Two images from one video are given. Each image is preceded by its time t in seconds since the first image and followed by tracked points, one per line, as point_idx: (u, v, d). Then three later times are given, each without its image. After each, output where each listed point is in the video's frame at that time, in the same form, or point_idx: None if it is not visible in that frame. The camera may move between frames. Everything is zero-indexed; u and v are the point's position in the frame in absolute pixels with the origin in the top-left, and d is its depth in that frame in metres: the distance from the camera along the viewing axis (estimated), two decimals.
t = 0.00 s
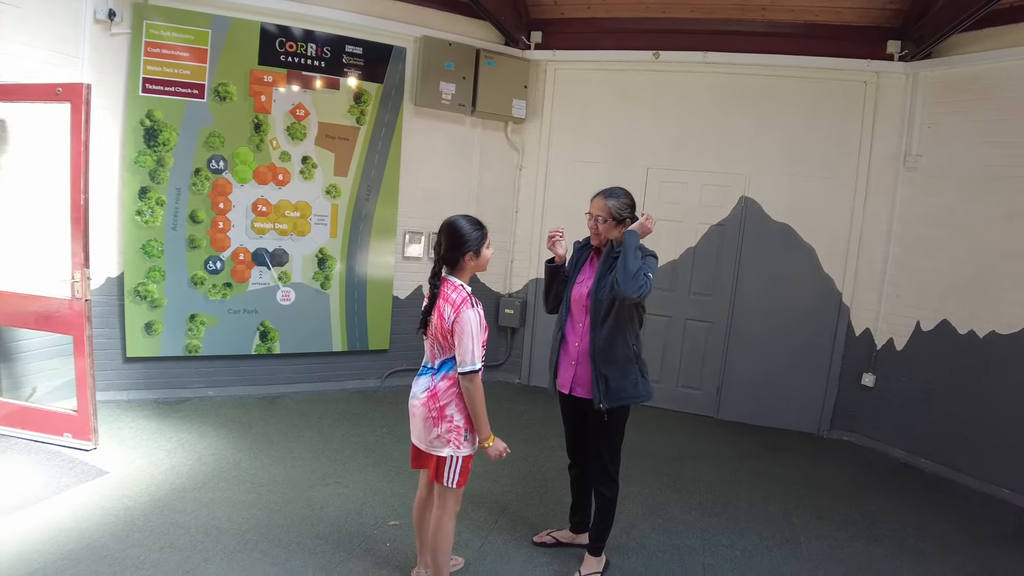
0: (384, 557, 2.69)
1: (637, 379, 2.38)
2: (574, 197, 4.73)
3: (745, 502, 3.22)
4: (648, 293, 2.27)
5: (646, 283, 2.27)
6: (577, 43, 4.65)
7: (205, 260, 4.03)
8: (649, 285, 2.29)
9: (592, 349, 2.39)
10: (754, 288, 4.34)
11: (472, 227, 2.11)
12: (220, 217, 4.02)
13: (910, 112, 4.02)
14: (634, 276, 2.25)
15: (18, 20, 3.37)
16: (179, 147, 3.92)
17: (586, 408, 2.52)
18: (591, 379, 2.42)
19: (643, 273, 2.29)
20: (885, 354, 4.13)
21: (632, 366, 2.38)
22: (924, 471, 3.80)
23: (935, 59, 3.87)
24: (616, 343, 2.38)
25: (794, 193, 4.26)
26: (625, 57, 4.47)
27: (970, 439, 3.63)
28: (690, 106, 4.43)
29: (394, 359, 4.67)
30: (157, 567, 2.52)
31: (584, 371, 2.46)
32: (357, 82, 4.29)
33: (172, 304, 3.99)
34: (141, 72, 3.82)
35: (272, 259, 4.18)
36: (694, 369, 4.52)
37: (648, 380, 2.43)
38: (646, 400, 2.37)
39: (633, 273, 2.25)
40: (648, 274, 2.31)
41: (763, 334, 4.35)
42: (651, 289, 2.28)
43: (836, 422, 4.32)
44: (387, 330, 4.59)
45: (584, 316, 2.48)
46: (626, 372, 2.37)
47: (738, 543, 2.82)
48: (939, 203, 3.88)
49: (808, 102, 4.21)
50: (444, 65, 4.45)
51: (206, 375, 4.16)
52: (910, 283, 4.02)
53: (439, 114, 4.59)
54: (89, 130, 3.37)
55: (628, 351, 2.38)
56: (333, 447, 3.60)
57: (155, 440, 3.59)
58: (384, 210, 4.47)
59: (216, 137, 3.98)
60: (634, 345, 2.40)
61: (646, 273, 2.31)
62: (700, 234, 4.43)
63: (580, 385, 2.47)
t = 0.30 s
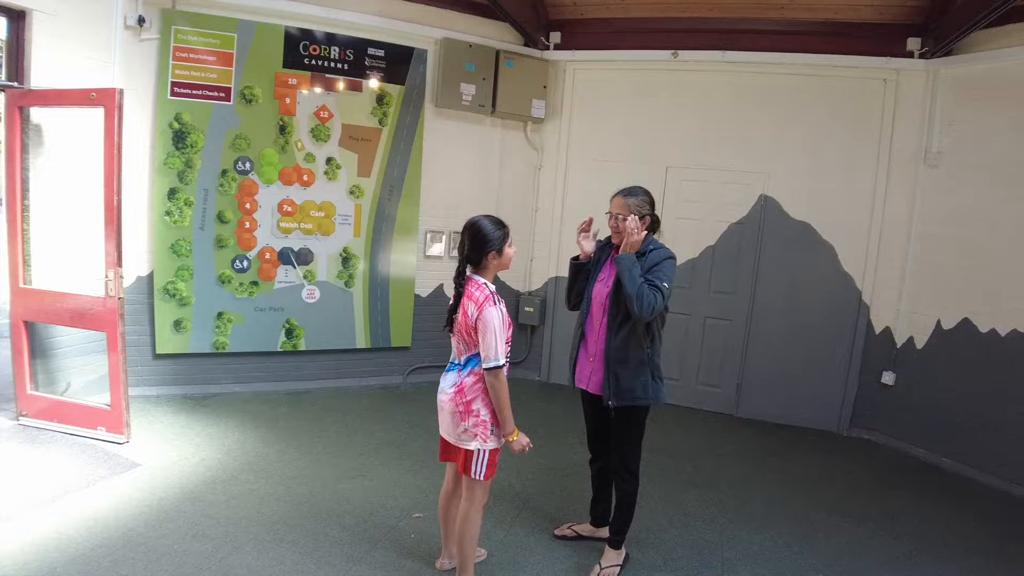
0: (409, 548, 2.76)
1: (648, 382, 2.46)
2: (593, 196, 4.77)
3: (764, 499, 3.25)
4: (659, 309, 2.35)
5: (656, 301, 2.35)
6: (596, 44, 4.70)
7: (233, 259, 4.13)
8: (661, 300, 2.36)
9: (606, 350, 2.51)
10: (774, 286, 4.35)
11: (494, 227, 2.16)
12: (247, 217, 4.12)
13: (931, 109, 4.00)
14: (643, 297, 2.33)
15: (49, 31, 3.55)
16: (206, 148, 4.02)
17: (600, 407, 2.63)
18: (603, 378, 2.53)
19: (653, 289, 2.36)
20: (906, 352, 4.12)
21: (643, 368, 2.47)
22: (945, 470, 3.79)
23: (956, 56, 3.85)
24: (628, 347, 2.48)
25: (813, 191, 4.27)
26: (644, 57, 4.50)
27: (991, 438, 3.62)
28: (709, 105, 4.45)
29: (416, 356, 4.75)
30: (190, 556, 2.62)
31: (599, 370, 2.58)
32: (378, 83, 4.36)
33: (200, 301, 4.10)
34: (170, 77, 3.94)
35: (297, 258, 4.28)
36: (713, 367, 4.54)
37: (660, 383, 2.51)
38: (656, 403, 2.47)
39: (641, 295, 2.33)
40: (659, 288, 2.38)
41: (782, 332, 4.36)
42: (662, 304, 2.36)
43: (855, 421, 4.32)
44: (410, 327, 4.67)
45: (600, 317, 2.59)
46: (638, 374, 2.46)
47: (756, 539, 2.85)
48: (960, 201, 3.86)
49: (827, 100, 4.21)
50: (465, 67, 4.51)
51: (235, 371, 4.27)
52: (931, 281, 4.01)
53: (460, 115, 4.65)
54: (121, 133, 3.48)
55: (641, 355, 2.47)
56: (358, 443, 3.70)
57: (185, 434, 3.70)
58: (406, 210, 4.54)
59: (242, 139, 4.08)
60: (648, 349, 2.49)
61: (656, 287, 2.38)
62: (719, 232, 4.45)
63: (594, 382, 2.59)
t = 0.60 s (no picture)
0: (451, 543, 2.82)
1: (689, 381, 2.46)
2: (632, 195, 4.77)
3: (807, 502, 3.21)
4: (698, 309, 2.34)
5: (695, 300, 2.33)
6: (634, 42, 4.70)
7: (279, 260, 4.26)
8: (700, 299, 2.35)
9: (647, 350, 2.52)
10: (818, 285, 4.28)
11: (539, 228, 2.20)
12: (292, 219, 4.24)
13: (982, 103, 3.89)
14: (680, 297, 2.32)
15: (104, 41, 3.72)
16: (253, 152, 4.15)
17: (640, 406, 2.65)
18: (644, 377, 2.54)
19: (692, 289, 2.35)
20: (956, 353, 4.01)
21: (685, 368, 2.46)
22: (996, 475, 3.68)
23: (1008, 47, 3.73)
24: (669, 347, 2.48)
25: (858, 189, 4.19)
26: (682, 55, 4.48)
27: None
28: (749, 102, 4.41)
29: (456, 355, 4.82)
30: (240, 546, 2.72)
31: (640, 369, 2.59)
32: (419, 86, 4.44)
33: (248, 301, 4.23)
34: (218, 83, 4.08)
35: (341, 258, 4.39)
36: (755, 367, 4.50)
37: (702, 383, 2.49)
38: (698, 402, 2.46)
39: (678, 294, 2.33)
40: (698, 288, 2.37)
41: (826, 332, 4.29)
42: (702, 304, 2.35)
43: (903, 423, 4.22)
44: (450, 326, 4.74)
45: (641, 316, 2.59)
46: (679, 373, 2.46)
47: (799, 543, 2.82)
48: (1012, 197, 3.74)
49: (871, 95, 4.13)
50: (504, 69, 4.56)
51: (281, 368, 4.40)
52: (982, 281, 3.89)
53: (499, 116, 4.70)
54: (172, 139, 3.61)
55: (682, 354, 2.47)
56: (400, 440, 3.78)
57: (234, 428, 3.84)
58: (446, 211, 4.62)
59: (287, 143, 4.20)
60: (690, 349, 2.49)
61: (695, 287, 2.37)
62: (761, 231, 4.40)
63: (635, 381, 2.60)
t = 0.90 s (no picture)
0: (491, 540, 2.84)
1: (734, 382, 2.43)
2: (672, 193, 4.74)
3: (855, 507, 3.14)
4: (743, 309, 2.31)
5: (739, 300, 2.30)
6: (673, 39, 4.67)
7: (324, 260, 4.35)
8: (745, 299, 2.32)
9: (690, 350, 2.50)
10: (864, 284, 4.18)
11: (583, 228, 2.20)
12: (336, 220, 4.33)
13: None
14: (725, 297, 2.30)
15: (153, 51, 3.89)
16: (297, 156, 4.26)
17: (683, 407, 2.63)
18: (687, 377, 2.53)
19: (737, 289, 2.32)
20: (1011, 355, 3.86)
21: (729, 369, 2.44)
22: None
23: None
24: (713, 347, 2.45)
25: (907, 185, 4.07)
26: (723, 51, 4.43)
27: None
28: (792, 98, 4.33)
29: (496, 354, 4.87)
30: (284, 539, 2.80)
31: (682, 369, 2.58)
32: (457, 87, 4.50)
33: (293, 300, 4.34)
34: (263, 88, 4.21)
35: (383, 258, 4.46)
36: (800, 368, 4.42)
37: (747, 385, 2.47)
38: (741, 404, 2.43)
39: (722, 294, 2.30)
40: (743, 288, 2.34)
41: (874, 332, 4.19)
42: (747, 304, 2.31)
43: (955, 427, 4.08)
44: (490, 325, 4.79)
45: (684, 315, 2.58)
46: (723, 374, 2.43)
47: (846, 548, 2.76)
48: None
49: (920, 88, 4.00)
50: (543, 68, 4.58)
51: (326, 366, 4.51)
52: None
53: (539, 116, 4.73)
54: (219, 143, 3.72)
55: (726, 354, 2.45)
56: (440, 439, 3.82)
57: (279, 424, 3.94)
58: (486, 211, 4.66)
59: (330, 146, 4.29)
60: (734, 349, 2.46)
61: (740, 287, 2.33)
62: (806, 229, 4.32)
63: (677, 381, 2.59)
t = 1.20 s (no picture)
0: (532, 539, 2.84)
1: (782, 384, 2.39)
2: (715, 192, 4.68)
3: (907, 513, 3.04)
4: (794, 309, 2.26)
5: (789, 300, 2.26)
6: (714, 36, 4.63)
7: (368, 261, 4.45)
8: (795, 299, 2.27)
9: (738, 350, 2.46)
10: (915, 283, 4.06)
11: (631, 228, 2.21)
12: (379, 221, 4.43)
13: None
14: (774, 297, 2.26)
15: (201, 57, 4.04)
16: (341, 158, 4.36)
17: (730, 409, 2.59)
18: (733, 378, 2.49)
19: (787, 289, 2.28)
20: None
21: (777, 370, 2.39)
22: None
23: None
24: (761, 347, 2.41)
25: (961, 180, 3.92)
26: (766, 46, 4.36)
27: None
28: (838, 93, 4.24)
29: (537, 354, 4.91)
30: (330, 534, 2.85)
31: (729, 369, 2.54)
32: (497, 88, 4.53)
33: (338, 299, 4.45)
34: (308, 92, 4.32)
35: (425, 258, 4.53)
36: (847, 369, 4.31)
37: (795, 387, 2.41)
38: (790, 405, 2.38)
39: (772, 294, 2.26)
40: (793, 287, 2.29)
41: (925, 333, 4.06)
42: (797, 304, 2.27)
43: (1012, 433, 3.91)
44: (531, 325, 4.84)
45: (731, 314, 2.54)
46: (771, 375, 2.39)
47: (899, 556, 2.68)
48: None
49: (975, 80, 3.86)
50: (583, 67, 4.58)
51: (369, 364, 4.60)
52: None
53: (579, 114, 4.74)
54: (265, 146, 3.81)
55: (775, 355, 2.40)
56: (482, 437, 3.85)
57: (323, 421, 4.02)
58: (526, 211, 4.69)
59: (373, 148, 4.39)
60: (783, 350, 2.41)
61: (789, 287, 2.29)
62: (853, 227, 4.22)
63: (724, 381, 2.56)
